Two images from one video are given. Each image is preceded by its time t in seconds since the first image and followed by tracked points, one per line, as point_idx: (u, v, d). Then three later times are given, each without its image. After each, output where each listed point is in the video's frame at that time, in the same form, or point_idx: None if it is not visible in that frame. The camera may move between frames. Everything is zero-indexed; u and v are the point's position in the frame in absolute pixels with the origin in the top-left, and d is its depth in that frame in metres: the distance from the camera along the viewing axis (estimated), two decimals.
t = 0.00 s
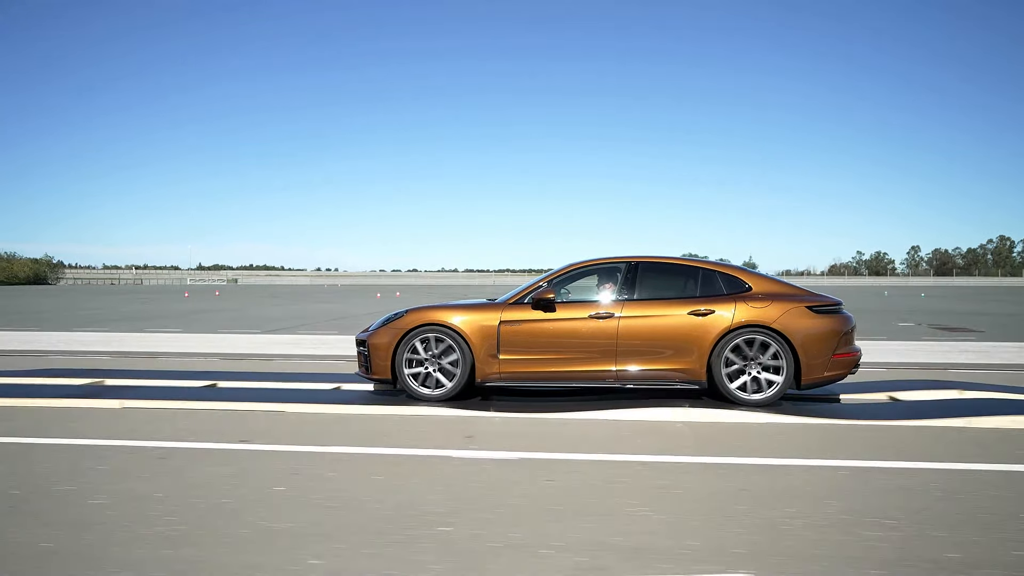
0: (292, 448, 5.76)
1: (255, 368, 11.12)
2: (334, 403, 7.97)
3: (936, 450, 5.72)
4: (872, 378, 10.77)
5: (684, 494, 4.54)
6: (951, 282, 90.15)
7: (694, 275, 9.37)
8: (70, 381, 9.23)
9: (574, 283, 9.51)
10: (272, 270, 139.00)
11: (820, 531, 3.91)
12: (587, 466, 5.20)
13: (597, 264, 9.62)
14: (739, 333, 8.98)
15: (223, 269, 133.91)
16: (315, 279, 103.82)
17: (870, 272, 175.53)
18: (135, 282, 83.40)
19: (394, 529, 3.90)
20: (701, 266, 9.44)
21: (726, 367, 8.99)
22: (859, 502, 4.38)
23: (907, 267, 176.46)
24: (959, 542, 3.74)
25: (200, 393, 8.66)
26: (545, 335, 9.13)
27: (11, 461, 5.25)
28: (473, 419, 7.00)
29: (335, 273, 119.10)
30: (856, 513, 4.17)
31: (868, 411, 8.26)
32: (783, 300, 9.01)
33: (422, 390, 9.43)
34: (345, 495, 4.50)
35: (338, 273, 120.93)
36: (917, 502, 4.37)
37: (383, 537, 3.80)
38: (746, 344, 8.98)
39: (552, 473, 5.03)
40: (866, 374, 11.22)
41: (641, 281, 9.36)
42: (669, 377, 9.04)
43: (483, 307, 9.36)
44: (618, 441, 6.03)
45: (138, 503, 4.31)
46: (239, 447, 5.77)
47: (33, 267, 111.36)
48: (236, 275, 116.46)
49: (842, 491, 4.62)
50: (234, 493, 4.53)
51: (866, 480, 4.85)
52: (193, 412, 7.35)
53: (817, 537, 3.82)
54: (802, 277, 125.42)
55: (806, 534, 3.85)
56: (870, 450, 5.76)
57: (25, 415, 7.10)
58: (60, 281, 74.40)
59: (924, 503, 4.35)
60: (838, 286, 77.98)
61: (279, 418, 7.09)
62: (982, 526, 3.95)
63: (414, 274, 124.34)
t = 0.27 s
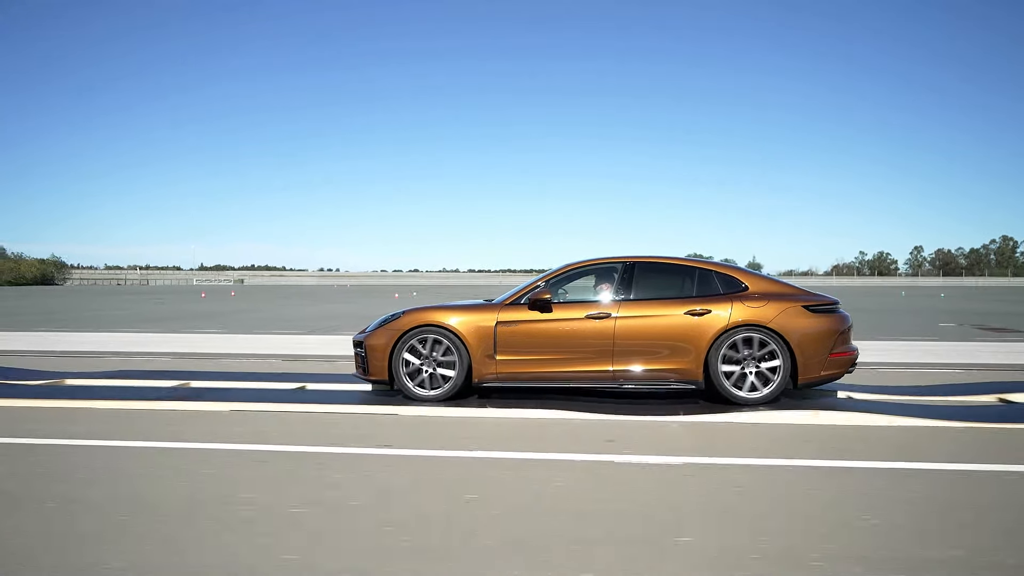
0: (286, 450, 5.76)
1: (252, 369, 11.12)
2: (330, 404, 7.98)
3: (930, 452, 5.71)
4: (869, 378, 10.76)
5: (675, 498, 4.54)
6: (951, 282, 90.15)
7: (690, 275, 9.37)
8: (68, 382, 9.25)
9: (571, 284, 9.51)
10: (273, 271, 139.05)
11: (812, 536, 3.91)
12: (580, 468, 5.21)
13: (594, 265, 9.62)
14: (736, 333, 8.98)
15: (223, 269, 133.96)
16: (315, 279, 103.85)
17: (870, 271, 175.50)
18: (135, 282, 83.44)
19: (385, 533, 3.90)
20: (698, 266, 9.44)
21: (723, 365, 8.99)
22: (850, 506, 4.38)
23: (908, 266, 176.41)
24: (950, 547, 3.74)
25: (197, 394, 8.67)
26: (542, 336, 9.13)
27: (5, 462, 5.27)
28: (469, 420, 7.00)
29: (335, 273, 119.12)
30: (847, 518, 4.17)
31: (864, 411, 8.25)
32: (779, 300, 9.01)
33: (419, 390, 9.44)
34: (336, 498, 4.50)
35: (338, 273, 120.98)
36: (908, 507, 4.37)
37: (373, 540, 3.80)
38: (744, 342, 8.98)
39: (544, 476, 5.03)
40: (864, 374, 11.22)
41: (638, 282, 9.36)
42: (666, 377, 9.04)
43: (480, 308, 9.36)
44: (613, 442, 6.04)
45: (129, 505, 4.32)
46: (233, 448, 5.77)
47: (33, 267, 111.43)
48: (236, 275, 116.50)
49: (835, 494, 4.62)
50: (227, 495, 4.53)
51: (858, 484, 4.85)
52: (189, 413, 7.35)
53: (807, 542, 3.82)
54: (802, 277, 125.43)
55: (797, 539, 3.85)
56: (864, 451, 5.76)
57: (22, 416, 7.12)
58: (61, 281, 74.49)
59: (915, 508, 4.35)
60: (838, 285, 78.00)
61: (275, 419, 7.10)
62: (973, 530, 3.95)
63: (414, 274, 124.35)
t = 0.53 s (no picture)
0: (278, 447, 5.76)
1: (249, 369, 11.13)
2: (325, 403, 7.97)
3: (923, 450, 5.71)
4: (865, 377, 10.76)
5: (667, 493, 4.53)
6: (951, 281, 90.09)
7: (686, 275, 9.37)
8: (63, 382, 9.24)
9: (568, 284, 9.56)
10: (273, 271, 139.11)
11: (803, 530, 3.90)
12: (572, 466, 5.20)
13: (590, 265, 9.63)
14: (731, 333, 8.97)
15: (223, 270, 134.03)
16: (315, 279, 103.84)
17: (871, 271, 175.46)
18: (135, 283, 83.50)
19: (373, 530, 3.89)
20: (693, 266, 9.45)
21: (717, 372, 8.99)
22: (842, 501, 4.37)
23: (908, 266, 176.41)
24: (938, 541, 3.72)
25: (192, 393, 8.67)
26: (537, 336, 9.13)
27: None
28: (463, 419, 7.00)
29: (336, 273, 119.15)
30: (839, 513, 4.16)
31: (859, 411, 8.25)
32: (775, 299, 9.00)
33: (415, 390, 9.44)
34: (327, 495, 4.48)
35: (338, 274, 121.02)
36: (900, 501, 4.36)
37: (362, 537, 3.79)
38: (738, 349, 8.98)
39: (536, 473, 5.02)
40: (860, 374, 11.22)
41: (634, 281, 9.36)
42: (661, 377, 9.04)
43: (475, 308, 9.36)
44: (606, 441, 6.03)
45: (119, 503, 4.30)
46: (225, 447, 5.76)
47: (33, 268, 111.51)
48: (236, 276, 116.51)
49: (826, 488, 4.62)
50: (217, 493, 4.52)
51: (851, 479, 4.84)
52: (183, 412, 7.36)
53: (798, 536, 3.80)
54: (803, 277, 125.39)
55: (788, 533, 3.84)
56: (857, 449, 5.75)
57: (15, 415, 7.10)
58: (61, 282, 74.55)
59: (907, 503, 4.34)
60: (838, 285, 77.92)
61: (269, 418, 7.09)
62: (963, 524, 3.94)
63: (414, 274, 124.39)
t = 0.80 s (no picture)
0: (272, 446, 5.75)
1: (244, 369, 11.12)
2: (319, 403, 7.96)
3: (916, 449, 5.70)
4: (861, 378, 10.76)
5: (658, 491, 4.52)
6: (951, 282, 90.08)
7: (682, 276, 9.37)
8: (58, 381, 9.23)
9: (565, 283, 9.56)
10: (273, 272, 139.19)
11: (796, 526, 3.89)
12: (564, 464, 5.18)
13: (586, 265, 9.63)
14: (727, 332, 8.97)
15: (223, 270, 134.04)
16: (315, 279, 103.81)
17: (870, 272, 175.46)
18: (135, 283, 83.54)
19: (366, 526, 3.88)
20: (689, 266, 9.45)
21: (713, 367, 8.99)
22: (833, 498, 4.36)
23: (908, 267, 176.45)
24: (932, 537, 3.71)
25: (187, 392, 8.65)
26: (533, 335, 9.13)
27: None
28: (457, 418, 6.99)
29: (335, 274, 119.14)
30: (830, 510, 4.14)
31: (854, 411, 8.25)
32: (770, 300, 9.00)
33: (411, 390, 9.44)
34: (317, 492, 4.47)
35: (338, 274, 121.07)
36: (892, 499, 4.35)
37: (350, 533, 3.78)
38: (734, 345, 8.97)
39: (528, 471, 5.01)
40: (856, 374, 11.22)
41: (630, 282, 9.36)
42: (657, 377, 9.04)
43: (471, 308, 9.36)
44: (599, 440, 6.02)
45: (108, 500, 4.28)
46: (219, 445, 5.76)
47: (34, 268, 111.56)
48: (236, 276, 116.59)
49: (820, 486, 4.61)
50: (211, 490, 4.51)
51: (843, 477, 4.83)
52: (178, 411, 7.34)
53: (788, 532, 3.79)
54: (802, 277, 125.38)
55: (783, 529, 3.83)
56: (852, 447, 5.75)
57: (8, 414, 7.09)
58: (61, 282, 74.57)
59: (899, 500, 4.33)
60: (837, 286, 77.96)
61: (263, 417, 7.08)
62: (958, 521, 3.93)
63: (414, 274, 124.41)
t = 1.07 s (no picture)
0: (266, 446, 5.74)
1: (240, 369, 11.13)
2: (314, 403, 7.96)
3: (909, 449, 5.70)
4: (857, 378, 10.76)
5: (650, 492, 4.51)
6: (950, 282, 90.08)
7: (678, 276, 9.37)
8: (54, 382, 9.23)
9: (561, 283, 9.58)
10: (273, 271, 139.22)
11: (788, 529, 3.89)
12: (557, 465, 5.18)
13: (582, 264, 9.63)
14: (722, 332, 8.97)
15: (223, 270, 134.09)
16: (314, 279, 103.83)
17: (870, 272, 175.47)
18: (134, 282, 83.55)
19: (358, 528, 3.88)
20: (685, 266, 9.45)
21: (709, 368, 8.99)
22: (826, 500, 4.35)
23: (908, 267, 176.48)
24: (924, 540, 3.71)
25: (182, 392, 8.65)
26: (528, 335, 9.13)
27: None
28: (452, 418, 6.99)
29: (335, 273, 119.13)
30: (822, 512, 4.13)
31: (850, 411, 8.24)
32: (766, 300, 9.00)
33: (406, 390, 9.44)
34: (308, 494, 4.46)
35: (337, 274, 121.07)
36: (885, 501, 4.34)
37: (339, 536, 3.77)
38: (730, 345, 8.96)
39: (520, 472, 5.01)
40: (852, 374, 11.22)
41: (626, 282, 9.36)
42: (652, 377, 9.04)
43: (467, 308, 9.36)
44: (592, 441, 6.01)
45: (99, 502, 4.27)
46: (213, 445, 5.75)
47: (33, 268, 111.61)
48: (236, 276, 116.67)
49: (813, 487, 4.61)
50: (203, 491, 4.51)
51: (837, 479, 4.82)
52: (173, 411, 7.34)
53: (779, 535, 3.78)
54: (802, 277, 125.39)
55: (774, 531, 3.83)
56: (845, 448, 5.75)
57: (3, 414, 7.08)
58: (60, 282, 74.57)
59: (891, 501, 4.33)
60: (837, 285, 78.01)
61: (258, 417, 7.07)
62: (951, 525, 3.92)
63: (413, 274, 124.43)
